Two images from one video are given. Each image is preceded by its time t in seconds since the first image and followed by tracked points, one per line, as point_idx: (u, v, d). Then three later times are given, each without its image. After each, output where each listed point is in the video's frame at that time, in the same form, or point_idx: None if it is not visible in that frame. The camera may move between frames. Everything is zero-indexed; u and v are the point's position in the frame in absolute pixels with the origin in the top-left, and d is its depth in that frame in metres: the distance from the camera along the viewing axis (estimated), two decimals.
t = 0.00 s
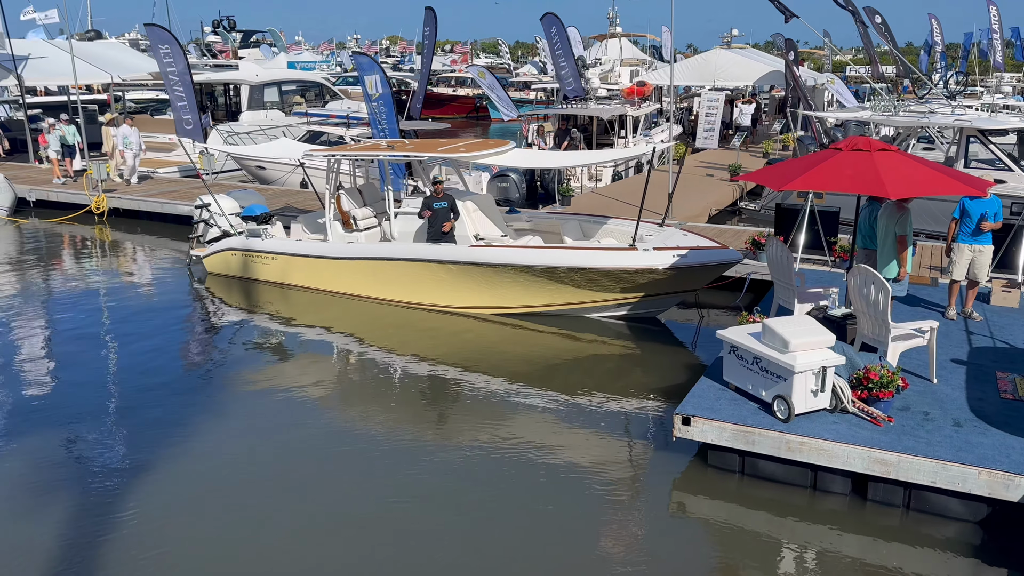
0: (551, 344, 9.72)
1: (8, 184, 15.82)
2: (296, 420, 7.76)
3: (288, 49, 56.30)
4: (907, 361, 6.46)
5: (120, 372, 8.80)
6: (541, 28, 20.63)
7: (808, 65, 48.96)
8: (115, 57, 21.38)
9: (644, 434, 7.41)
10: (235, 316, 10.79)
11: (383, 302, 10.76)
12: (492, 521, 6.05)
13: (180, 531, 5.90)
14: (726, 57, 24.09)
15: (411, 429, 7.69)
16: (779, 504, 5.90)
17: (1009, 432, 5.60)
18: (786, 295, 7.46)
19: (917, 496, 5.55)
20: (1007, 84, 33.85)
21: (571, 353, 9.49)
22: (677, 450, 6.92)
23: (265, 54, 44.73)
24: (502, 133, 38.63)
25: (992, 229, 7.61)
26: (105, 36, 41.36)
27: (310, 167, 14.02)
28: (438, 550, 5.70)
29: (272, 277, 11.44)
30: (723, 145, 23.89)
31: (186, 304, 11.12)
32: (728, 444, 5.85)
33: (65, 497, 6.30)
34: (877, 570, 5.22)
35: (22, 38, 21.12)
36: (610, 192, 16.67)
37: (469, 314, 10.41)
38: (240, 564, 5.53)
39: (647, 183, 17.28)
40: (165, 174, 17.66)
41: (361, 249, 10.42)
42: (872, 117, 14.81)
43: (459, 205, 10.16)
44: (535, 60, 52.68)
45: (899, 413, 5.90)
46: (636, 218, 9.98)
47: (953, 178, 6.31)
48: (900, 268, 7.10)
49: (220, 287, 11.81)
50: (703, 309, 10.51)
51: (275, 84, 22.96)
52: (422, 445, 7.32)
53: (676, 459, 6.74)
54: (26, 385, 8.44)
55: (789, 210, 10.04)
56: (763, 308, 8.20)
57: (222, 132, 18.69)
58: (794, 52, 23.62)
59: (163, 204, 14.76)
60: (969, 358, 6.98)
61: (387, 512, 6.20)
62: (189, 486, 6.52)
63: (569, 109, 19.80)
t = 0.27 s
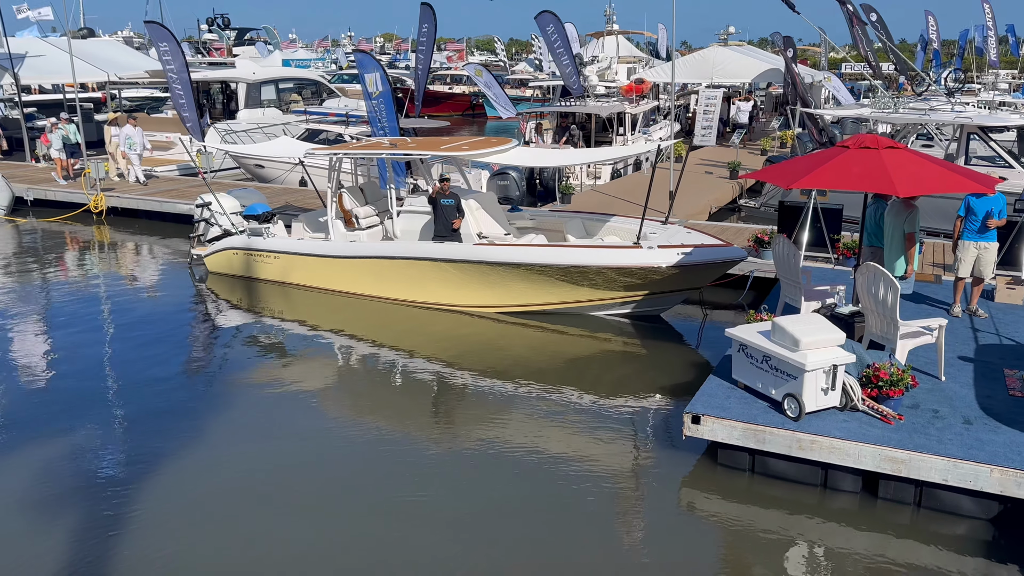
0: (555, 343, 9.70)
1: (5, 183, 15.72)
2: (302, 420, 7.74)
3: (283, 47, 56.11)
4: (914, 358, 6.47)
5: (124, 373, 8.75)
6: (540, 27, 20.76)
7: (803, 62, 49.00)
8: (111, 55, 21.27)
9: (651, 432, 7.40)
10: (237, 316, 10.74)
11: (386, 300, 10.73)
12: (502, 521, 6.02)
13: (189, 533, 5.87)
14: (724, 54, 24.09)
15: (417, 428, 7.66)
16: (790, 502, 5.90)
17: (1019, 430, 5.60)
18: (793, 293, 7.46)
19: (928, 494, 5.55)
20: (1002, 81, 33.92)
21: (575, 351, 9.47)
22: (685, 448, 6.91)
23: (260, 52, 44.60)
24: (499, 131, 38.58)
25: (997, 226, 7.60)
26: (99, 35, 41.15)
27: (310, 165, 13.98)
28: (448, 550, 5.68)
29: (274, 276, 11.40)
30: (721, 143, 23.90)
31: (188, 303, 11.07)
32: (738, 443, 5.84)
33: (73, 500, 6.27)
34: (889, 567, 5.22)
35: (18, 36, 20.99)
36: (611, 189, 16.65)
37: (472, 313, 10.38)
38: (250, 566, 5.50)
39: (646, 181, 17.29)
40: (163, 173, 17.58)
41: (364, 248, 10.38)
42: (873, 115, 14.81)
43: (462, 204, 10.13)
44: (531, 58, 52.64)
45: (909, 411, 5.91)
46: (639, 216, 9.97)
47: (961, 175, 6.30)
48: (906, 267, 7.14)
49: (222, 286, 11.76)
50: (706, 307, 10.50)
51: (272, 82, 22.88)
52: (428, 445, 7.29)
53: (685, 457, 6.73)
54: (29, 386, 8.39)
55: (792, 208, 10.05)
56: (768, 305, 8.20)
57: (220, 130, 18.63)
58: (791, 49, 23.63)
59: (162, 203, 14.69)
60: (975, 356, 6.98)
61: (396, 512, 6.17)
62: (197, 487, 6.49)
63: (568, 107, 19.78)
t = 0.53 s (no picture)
0: (558, 342, 9.67)
1: (2, 182, 15.63)
2: (305, 419, 7.69)
3: (279, 45, 55.93)
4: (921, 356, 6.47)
5: (125, 373, 8.69)
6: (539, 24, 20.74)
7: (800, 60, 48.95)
8: (107, 52, 21.18)
9: (657, 431, 7.36)
10: (237, 315, 10.68)
11: (387, 299, 10.69)
12: (508, 521, 5.98)
13: (195, 535, 5.82)
14: (722, 52, 24.08)
15: (419, 427, 7.62)
16: (799, 501, 5.88)
17: None
18: (798, 291, 7.44)
19: (938, 493, 5.54)
20: (999, 78, 33.93)
21: (578, 350, 9.44)
22: (692, 447, 6.88)
23: (255, 50, 44.46)
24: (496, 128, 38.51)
25: (1002, 224, 7.59)
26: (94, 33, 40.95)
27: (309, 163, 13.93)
28: (456, 551, 5.64)
29: (274, 276, 11.35)
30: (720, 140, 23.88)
31: (187, 303, 11.02)
32: (747, 442, 5.81)
33: (76, 503, 6.21)
34: (900, 567, 5.20)
35: (12, 35, 20.88)
36: (611, 187, 16.62)
37: (474, 311, 10.35)
38: (256, 568, 5.45)
39: (646, 179, 17.27)
40: (161, 172, 17.50)
41: (365, 246, 10.33)
42: (873, 112, 14.80)
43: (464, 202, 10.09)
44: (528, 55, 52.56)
45: (918, 409, 5.89)
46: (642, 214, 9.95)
47: (968, 173, 6.27)
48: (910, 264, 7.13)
49: (222, 285, 11.71)
50: (709, 305, 10.48)
51: (269, 80, 22.81)
52: (433, 445, 7.25)
53: (691, 457, 6.70)
54: (30, 386, 8.32)
55: (795, 205, 10.03)
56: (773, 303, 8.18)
57: (218, 129, 18.56)
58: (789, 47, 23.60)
59: (160, 202, 14.62)
60: (982, 354, 6.96)
61: (403, 512, 6.13)
62: (202, 488, 6.43)
63: (566, 104, 19.75)
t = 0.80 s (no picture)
0: (563, 342, 9.61)
1: None
2: (310, 420, 7.62)
3: (276, 43, 55.77)
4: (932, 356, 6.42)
5: (126, 373, 8.62)
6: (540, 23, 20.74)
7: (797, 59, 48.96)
8: (105, 51, 21.08)
9: (664, 431, 7.31)
10: (239, 315, 10.61)
11: (390, 299, 10.63)
12: (518, 522, 5.93)
13: (202, 536, 5.76)
14: (721, 51, 24.04)
15: (425, 427, 7.56)
16: (811, 503, 5.83)
17: None
18: (807, 291, 7.39)
19: (952, 495, 5.49)
20: (997, 77, 33.94)
21: (583, 350, 9.38)
22: (700, 448, 6.84)
23: (251, 48, 44.40)
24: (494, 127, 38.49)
25: (1012, 223, 7.55)
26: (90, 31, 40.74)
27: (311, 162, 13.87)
28: (466, 553, 5.59)
29: (276, 275, 11.28)
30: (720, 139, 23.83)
31: (188, 302, 10.94)
32: (759, 444, 5.76)
33: (80, 503, 6.14)
34: (914, 569, 5.16)
35: (9, 32, 20.78)
36: (611, 187, 16.60)
37: (478, 311, 10.29)
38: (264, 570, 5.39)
39: (647, 179, 17.22)
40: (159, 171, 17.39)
41: (368, 246, 10.27)
42: (874, 112, 14.79)
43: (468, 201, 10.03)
44: (525, 54, 52.57)
45: (930, 410, 5.84)
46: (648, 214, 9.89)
47: (981, 173, 6.23)
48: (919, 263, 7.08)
49: (223, 285, 11.63)
50: (713, 305, 10.44)
51: (268, 78, 22.76)
52: (439, 445, 7.19)
53: (701, 458, 6.65)
54: (30, 386, 8.24)
55: (801, 205, 10.00)
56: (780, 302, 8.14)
57: (217, 127, 18.47)
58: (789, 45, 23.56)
59: (160, 201, 14.55)
60: (992, 354, 6.92)
61: (411, 513, 6.07)
62: (208, 489, 6.37)
63: (567, 103, 19.69)
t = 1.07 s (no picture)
0: (568, 344, 9.56)
1: None
2: (316, 422, 7.56)
3: (273, 44, 55.68)
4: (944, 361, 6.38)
5: (130, 375, 8.55)
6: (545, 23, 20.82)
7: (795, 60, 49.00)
8: (104, 50, 21.00)
9: (673, 435, 7.27)
10: (241, 317, 10.54)
11: (394, 301, 10.57)
12: (529, 527, 5.88)
13: (210, 540, 5.69)
14: (721, 52, 24.01)
15: (431, 430, 7.51)
16: (824, 509, 5.79)
17: None
18: (816, 295, 7.35)
19: (968, 501, 5.45)
20: (995, 79, 34.00)
21: (588, 353, 9.33)
22: (710, 452, 6.79)
23: (249, 48, 44.30)
24: (493, 128, 38.43)
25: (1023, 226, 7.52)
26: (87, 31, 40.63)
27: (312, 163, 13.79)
28: (478, 558, 5.54)
29: (279, 277, 11.22)
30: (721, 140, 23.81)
31: (190, 304, 10.87)
32: (772, 449, 5.71)
33: (86, 506, 6.07)
34: None
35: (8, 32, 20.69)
36: (613, 188, 16.56)
37: (482, 314, 10.24)
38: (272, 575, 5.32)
39: (648, 180, 17.18)
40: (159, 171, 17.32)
41: (371, 247, 10.21)
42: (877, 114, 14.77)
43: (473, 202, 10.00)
44: (524, 55, 52.52)
45: (944, 415, 5.80)
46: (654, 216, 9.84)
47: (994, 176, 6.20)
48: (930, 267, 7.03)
49: (225, 286, 11.58)
50: (718, 309, 10.41)
51: (267, 78, 22.68)
52: (447, 448, 7.13)
53: (711, 462, 6.60)
54: (33, 388, 8.17)
55: (808, 206, 9.97)
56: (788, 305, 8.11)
57: (216, 128, 18.38)
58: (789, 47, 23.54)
59: (160, 202, 14.48)
60: (1003, 358, 6.89)
61: (420, 517, 6.01)
62: (215, 492, 6.30)
63: (568, 104, 19.64)
